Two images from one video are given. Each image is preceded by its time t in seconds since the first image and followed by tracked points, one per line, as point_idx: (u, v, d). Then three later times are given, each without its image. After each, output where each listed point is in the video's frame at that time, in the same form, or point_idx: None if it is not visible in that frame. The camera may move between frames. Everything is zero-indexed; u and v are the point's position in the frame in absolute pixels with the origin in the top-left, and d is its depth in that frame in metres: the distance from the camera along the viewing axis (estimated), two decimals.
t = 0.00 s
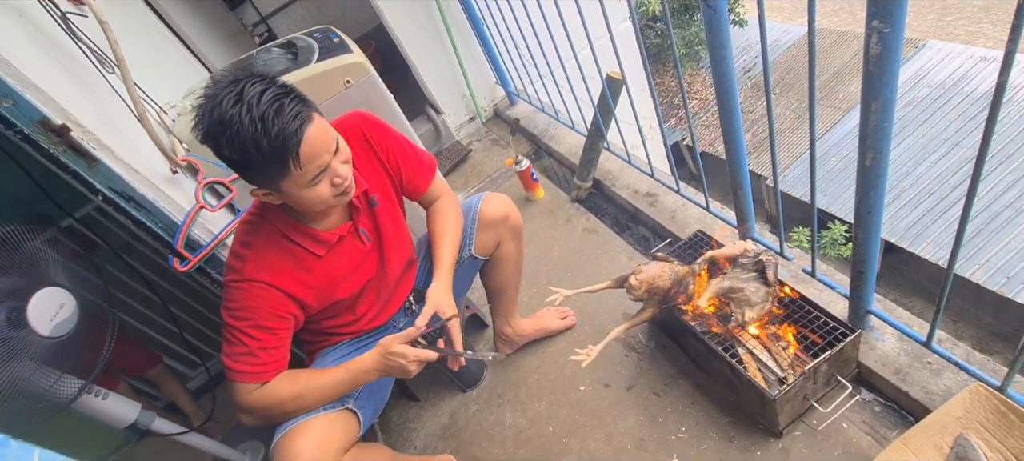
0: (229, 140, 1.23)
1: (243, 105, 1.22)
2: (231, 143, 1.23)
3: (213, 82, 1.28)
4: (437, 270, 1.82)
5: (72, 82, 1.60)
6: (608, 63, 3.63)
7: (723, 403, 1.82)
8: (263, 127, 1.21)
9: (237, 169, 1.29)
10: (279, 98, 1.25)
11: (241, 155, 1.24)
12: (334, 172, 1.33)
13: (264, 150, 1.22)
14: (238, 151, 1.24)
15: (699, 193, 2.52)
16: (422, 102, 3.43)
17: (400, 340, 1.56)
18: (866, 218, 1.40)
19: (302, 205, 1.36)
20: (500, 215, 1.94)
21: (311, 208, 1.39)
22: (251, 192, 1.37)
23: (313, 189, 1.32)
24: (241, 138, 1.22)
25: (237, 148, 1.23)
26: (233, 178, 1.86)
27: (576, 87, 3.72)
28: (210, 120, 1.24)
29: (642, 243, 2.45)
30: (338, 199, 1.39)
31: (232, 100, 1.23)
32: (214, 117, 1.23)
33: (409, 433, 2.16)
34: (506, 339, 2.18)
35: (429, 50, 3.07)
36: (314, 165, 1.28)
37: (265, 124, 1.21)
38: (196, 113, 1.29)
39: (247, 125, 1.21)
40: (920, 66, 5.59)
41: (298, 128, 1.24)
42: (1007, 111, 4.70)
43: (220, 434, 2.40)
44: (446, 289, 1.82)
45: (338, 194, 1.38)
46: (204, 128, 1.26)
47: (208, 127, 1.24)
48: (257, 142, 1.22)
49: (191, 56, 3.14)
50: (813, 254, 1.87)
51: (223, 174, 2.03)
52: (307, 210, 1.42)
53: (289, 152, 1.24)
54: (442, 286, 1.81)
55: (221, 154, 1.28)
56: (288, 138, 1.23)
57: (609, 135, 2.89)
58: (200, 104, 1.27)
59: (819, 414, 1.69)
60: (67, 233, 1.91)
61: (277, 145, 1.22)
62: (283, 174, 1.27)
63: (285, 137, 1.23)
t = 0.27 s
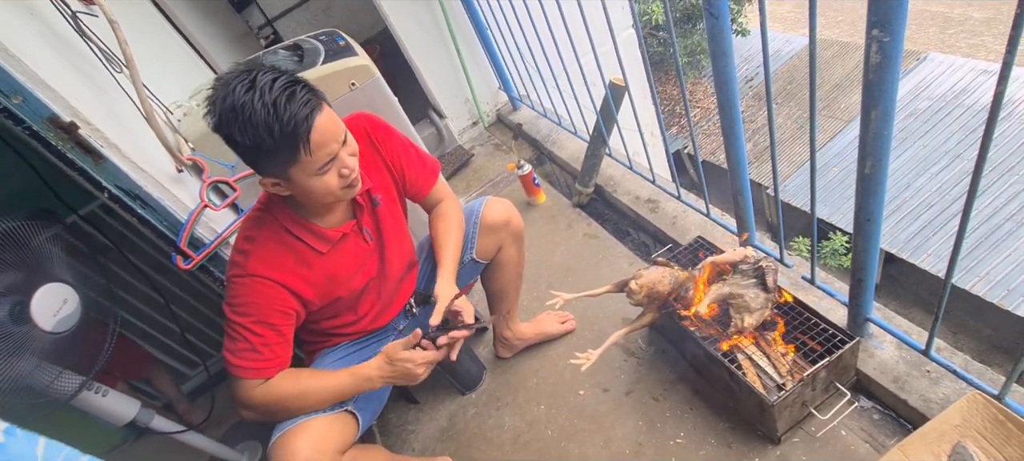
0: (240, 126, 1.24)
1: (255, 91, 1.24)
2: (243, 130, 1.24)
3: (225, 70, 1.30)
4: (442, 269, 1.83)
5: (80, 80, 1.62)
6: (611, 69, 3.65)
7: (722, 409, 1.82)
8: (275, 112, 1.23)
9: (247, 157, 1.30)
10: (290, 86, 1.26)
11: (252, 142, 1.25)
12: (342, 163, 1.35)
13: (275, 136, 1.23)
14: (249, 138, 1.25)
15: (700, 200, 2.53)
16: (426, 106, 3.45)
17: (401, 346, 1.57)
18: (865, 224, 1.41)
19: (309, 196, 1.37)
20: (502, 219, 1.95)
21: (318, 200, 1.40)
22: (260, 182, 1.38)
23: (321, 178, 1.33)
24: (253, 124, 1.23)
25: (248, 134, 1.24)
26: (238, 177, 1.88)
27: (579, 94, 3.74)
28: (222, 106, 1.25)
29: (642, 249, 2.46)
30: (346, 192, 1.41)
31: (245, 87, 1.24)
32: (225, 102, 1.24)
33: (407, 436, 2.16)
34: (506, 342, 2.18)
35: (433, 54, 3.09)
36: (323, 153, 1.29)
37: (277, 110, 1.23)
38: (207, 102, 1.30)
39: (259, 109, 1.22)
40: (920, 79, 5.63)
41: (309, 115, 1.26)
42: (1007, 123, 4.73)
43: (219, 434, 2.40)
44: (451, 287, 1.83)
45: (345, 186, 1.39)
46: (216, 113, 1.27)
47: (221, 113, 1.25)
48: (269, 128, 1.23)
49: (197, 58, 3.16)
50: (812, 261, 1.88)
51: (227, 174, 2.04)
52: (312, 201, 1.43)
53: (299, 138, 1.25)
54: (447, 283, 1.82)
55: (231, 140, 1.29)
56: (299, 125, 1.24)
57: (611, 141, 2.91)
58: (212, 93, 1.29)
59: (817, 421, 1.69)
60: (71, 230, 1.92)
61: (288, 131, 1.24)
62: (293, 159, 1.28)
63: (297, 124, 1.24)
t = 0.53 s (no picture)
0: (277, 98, 1.26)
1: (293, 67, 1.27)
2: (280, 100, 1.26)
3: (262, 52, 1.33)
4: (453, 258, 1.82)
5: (89, 76, 1.63)
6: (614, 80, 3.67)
7: (718, 420, 1.82)
8: (311, 85, 1.25)
9: (277, 130, 1.32)
10: (325, 64, 1.30)
11: (287, 113, 1.26)
12: (366, 144, 1.38)
13: (311, 107, 1.25)
14: (285, 109, 1.26)
15: (700, 211, 2.55)
16: (430, 111, 3.47)
17: (434, 344, 1.67)
18: (863, 239, 1.42)
19: (333, 176, 1.38)
20: (503, 238, 1.95)
21: (339, 182, 1.41)
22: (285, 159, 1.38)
23: (347, 155, 1.35)
24: (290, 95, 1.25)
25: (285, 104, 1.26)
26: (241, 176, 1.88)
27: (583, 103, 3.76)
28: (258, 81, 1.28)
29: (641, 259, 2.47)
30: (367, 175, 1.43)
31: (283, 63, 1.28)
32: (263, 77, 1.27)
33: (402, 439, 2.16)
34: (504, 350, 2.19)
35: (439, 60, 3.12)
36: (353, 129, 1.32)
37: (314, 83, 1.25)
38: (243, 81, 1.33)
39: (297, 82, 1.25)
40: (921, 98, 5.66)
41: (343, 91, 1.29)
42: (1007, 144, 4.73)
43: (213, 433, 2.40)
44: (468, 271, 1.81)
45: (368, 168, 1.41)
46: (253, 88, 1.29)
47: (258, 86, 1.28)
48: (305, 100, 1.25)
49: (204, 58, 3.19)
50: (810, 274, 1.90)
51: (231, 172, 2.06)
52: (330, 184, 1.44)
53: (333, 112, 1.27)
54: (463, 268, 1.80)
55: (265, 115, 1.31)
56: (333, 98, 1.27)
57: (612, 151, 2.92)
58: (248, 71, 1.32)
59: (813, 433, 1.69)
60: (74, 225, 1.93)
61: (324, 103, 1.26)
62: (326, 133, 1.30)
63: (331, 98, 1.27)
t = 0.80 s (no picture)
0: (322, 82, 1.30)
1: (338, 56, 1.32)
2: (325, 84, 1.30)
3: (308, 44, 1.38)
4: (448, 260, 1.78)
5: (96, 72, 1.65)
6: (615, 90, 3.70)
7: (711, 430, 1.83)
8: (354, 73, 1.30)
9: (316, 115, 1.34)
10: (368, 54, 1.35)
11: (330, 98, 1.30)
12: (398, 136, 1.42)
13: (356, 93, 1.29)
14: (329, 94, 1.30)
15: (698, 222, 2.56)
16: (432, 117, 3.49)
17: (530, 302, 1.63)
18: (858, 252, 1.44)
19: (365, 165, 1.41)
20: (502, 252, 1.96)
21: (369, 172, 1.44)
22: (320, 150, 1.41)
23: (381, 144, 1.38)
24: (334, 81, 1.29)
25: (329, 89, 1.30)
26: (242, 175, 1.87)
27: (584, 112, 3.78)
28: (306, 68, 1.32)
29: (639, 268, 2.48)
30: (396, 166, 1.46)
31: (328, 52, 1.33)
32: (310, 64, 1.32)
33: (396, 442, 2.16)
34: (500, 355, 2.19)
35: (442, 66, 3.14)
36: (389, 119, 1.37)
37: (359, 71, 1.30)
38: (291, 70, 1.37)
39: (341, 69, 1.29)
40: (921, 117, 5.71)
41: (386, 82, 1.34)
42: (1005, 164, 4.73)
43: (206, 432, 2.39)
44: (463, 275, 1.75)
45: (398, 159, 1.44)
46: (298, 75, 1.34)
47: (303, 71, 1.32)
48: (350, 87, 1.29)
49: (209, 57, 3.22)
50: (805, 286, 1.91)
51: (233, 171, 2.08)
52: (358, 175, 1.47)
53: (375, 101, 1.32)
54: (457, 270, 1.75)
55: (307, 101, 1.34)
56: (376, 87, 1.31)
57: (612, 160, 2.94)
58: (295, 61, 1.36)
59: (806, 445, 1.68)
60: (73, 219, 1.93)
61: (367, 91, 1.30)
62: (364, 121, 1.33)
63: (375, 86, 1.31)
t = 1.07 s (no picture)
0: (361, 72, 1.33)
1: (375, 49, 1.36)
2: (364, 73, 1.33)
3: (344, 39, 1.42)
4: (454, 254, 1.81)
5: (100, 67, 1.65)
6: (616, 95, 3.72)
7: (708, 434, 1.82)
8: (392, 65, 1.34)
9: (349, 104, 1.36)
10: (401, 49, 1.40)
11: (368, 87, 1.33)
12: (426, 129, 1.45)
13: (393, 83, 1.34)
14: (367, 82, 1.33)
15: (696, 227, 2.57)
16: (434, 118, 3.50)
17: (574, 307, 1.66)
18: (855, 257, 1.44)
19: (394, 156, 1.43)
20: (503, 249, 1.98)
21: (395, 164, 1.46)
22: (351, 140, 1.42)
23: (411, 136, 1.41)
24: (373, 71, 1.33)
25: (368, 78, 1.33)
26: (243, 173, 1.92)
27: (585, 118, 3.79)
28: (344, 59, 1.36)
29: (637, 272, 2.49)
30: (423, 158, 1.48)
31: (364, 46, 1.37)
32: (349, 55, 1.36)
33: (391, 443, 2.16)
34: (498, 357, 2.19)
35: (444, 68, 3.15)
36: (421, 111, 1.40)
37: (395, 63, 1.35)
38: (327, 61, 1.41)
39: (380, 60, 1.34)
40: (920, 128, 5.74)
41: (419, 75, 1.38)
42: (1003, 177, 4.76)
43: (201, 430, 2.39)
44: (470, 269, 1.79)
45: (425, 151, 1.47)
46: (334, 67, 1.37)
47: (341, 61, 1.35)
48: (387, 77, 1.33)
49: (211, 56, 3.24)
50: (803, 292, 1.91)
51: (235, 169, 2.08)
52: (385, 168, 1.48)
53: (410, 92, 1.36)
54: (464, 265, 1.79)
55: (341, 89, 1.37)
56: (410, 79, 1.36)
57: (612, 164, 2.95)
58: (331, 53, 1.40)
59: (801, 451, 1.68)
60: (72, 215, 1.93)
61: (404, 81, 1.34)
62: (397, 110, 1.36)
63: (410, 77, 1.36)
